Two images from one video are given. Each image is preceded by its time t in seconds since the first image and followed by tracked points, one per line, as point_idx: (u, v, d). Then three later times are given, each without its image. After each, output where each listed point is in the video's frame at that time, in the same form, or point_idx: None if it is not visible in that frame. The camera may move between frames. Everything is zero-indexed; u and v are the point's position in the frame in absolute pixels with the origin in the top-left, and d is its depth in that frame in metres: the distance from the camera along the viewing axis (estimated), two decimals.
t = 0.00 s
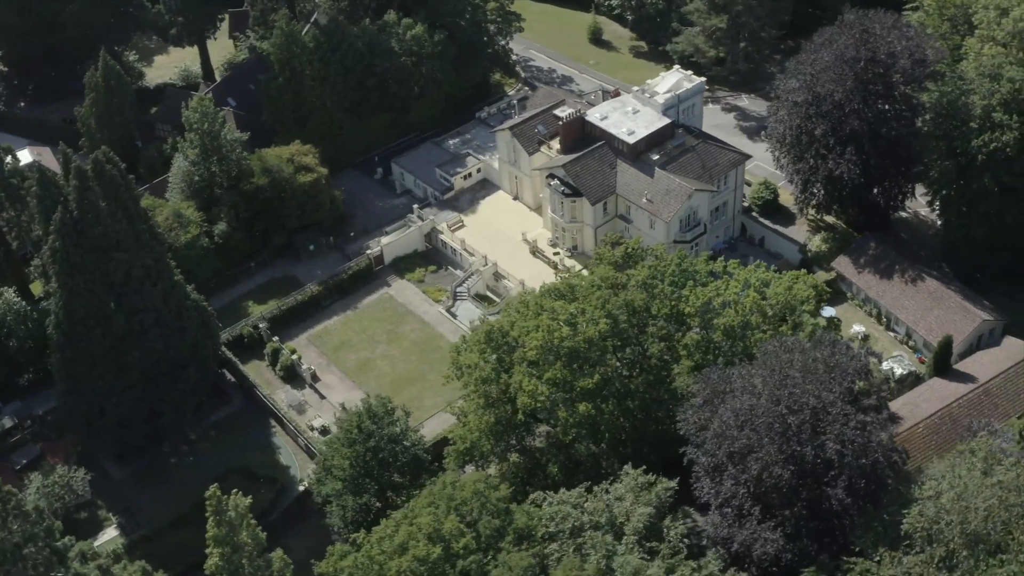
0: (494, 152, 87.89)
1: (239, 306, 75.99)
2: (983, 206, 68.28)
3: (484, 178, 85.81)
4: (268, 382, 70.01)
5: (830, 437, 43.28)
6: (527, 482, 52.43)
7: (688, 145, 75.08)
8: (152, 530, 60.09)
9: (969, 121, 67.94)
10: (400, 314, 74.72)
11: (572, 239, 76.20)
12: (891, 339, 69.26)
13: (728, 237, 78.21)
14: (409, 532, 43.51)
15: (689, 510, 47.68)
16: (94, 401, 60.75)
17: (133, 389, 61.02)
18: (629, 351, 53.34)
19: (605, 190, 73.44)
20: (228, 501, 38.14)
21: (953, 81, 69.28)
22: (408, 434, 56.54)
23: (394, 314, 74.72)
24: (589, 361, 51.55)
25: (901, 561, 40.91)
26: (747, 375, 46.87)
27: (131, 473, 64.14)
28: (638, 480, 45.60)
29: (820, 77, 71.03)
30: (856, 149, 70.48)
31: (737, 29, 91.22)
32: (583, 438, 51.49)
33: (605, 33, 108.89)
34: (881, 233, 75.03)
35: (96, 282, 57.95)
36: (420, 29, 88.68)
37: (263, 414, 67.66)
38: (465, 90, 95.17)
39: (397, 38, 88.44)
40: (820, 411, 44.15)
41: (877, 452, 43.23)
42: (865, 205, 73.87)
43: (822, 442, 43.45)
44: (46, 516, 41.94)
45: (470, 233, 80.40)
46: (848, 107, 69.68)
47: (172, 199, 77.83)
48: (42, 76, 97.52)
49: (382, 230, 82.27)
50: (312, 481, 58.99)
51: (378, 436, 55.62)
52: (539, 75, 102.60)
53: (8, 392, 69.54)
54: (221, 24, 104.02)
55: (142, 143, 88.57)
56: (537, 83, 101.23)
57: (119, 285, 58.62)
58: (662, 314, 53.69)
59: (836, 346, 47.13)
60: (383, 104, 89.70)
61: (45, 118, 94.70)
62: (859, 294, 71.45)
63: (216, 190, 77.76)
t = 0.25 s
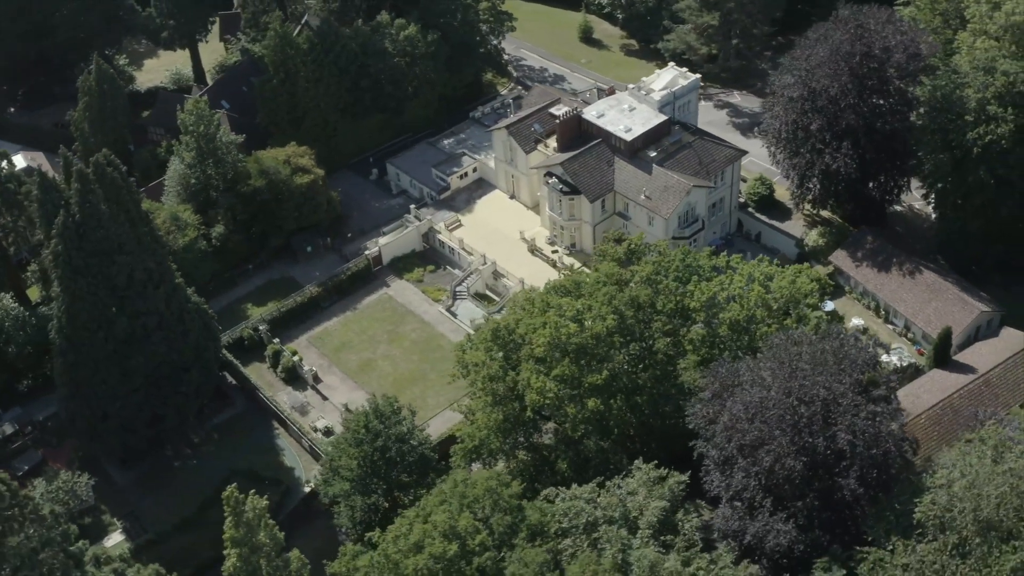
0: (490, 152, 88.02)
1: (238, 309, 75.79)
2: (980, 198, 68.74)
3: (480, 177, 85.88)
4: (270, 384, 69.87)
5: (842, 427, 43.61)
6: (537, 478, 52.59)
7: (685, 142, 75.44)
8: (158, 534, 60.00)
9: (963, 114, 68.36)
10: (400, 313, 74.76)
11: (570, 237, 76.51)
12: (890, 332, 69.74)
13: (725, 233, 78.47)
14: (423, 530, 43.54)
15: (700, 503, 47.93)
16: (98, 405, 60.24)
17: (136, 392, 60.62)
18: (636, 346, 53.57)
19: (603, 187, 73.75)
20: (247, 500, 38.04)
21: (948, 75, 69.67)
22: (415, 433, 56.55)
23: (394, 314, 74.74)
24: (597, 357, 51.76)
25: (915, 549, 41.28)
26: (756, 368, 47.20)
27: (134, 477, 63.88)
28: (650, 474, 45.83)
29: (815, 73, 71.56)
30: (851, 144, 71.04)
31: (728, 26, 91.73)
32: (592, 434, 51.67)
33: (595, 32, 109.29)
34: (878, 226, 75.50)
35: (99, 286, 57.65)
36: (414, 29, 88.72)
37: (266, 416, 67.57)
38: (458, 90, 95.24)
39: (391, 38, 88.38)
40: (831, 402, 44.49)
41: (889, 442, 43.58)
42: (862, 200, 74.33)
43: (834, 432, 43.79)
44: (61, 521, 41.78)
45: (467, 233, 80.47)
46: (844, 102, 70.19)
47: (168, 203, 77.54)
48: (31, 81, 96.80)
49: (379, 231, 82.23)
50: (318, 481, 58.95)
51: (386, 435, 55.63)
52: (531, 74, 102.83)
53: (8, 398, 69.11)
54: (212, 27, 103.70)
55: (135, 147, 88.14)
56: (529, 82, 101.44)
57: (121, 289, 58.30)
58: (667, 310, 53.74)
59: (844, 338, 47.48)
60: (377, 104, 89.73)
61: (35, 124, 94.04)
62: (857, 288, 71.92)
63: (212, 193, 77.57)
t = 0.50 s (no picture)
0: (486, 151, 88.21)
1: (239, 311, 75.70)
2: (977, 190, 69.14)
3: (478, 176, 86.00)
4: (273, 386, 69.79)
5: (855, 418, 44.02)
6: (547, 474, 52.85)
7: (683, 139, 75.82)
8: (167, 537, 59.93)
9: (959, 109, 68.61)
10: (401, 314, 74.92)
11: (569, 235, 77.10)
12: (890, 325, 70.32)
13: (722, 228, 78.70)
14: (440, 527, 43.59)
15: (713, 495, 48.23)
16: (103, 409, 60.14)
17: (142, 397, 60.46)
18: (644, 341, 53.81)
19: (602, 184, 73.84)
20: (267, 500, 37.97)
21: (943, 69, 69.77)
22: (423, 431, 56.62)
23: (396, 315, 74.92)
24: (607, 352, 51.98)
25: (928, 537, 41.89)
26: (767, 361, 47.51)
27: (140, 481, 63.69)
28: (664, 468, 46.08)
29: (812, 68, 71.80)
30: (849, 138, 71.58)
31: (722, 22, 92.25)
32: (603, 429, 51.92)
33: (587, 31, 109.67)
34: (874, 220, 76.04)
35: (104, 289, 57.27)
36: (408, 29, 88.75)
37: (271, 418, 67.54)
38: (452, 90, 95.33)
39: (386, 39, 88.46)
40: (844, 393, 44.85)
41: (901, 432, 43.98)
42: (857, 193, 75.17)
43: (846, 423, 44.17)
44: (79, 525, 41.54)
45: (466, 232, 80.63)
46: (841, 97, 70.55)
47: (166, 206, 77.35)
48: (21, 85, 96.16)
49: (377, 231, 82.27)
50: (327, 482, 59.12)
51: (395, 434, 55.69)
52: (524, 73, 103.10)
53: (9, 404, 68.63)
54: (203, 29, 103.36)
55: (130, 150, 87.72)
56: (523, 81, 101.70)
57: (126, 292, 57.89)
58: (673, 305, 53.90)
59: (853, 330, 47.86)
60: (373, 105, 89.76)
61: (27, 128, 93.43)
62: (856, 281, 72.45)
63: (208, 195, 77.16)
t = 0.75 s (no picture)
0: (484, 150, 88.40)
1: (240, 313, 75.52)
2: (975, 182, 69.55)
3: (476, 176, 86.13)
4: (277, 387, 69.66)
5: (867, 409, 44.42)
6: (558, 471, 53.03)
7: (682, 135, 76.15)
8: (175, 540, 59.75)
9: (956, 102, 69.06)
10: (403, 313, 74.99)
11: (570, 233, 77.42)
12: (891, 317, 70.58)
13: (721, 225, 79.05)
14: (459, 523, 43.60)
15: (725, 488, 48.47)
16: (109, 413, 59.95)
17: (148, 399, 60.06)
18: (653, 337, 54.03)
19: (603, 181, 74.24)
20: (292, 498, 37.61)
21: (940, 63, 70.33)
22: (432, 430, 56.66)
23: (397, 314, 74.98)
24: (617, 347, 52.23)
25: (943, 525, 42.17)
26: (778, 353, 47.87)
27: (146, 484, 63.39)
28: (678, 461, 46.32)
29: (810, 64, 72.23)
30: (846, 133, 71.96)
31: (715, 20, 92.76)
32: (613, 425, 52.11)
33: (579, 30, 110.04)
34: (872, 214, 76.55)
35: (110, 291, 56.86)
36: (404, 29, 88.77)
37: (275, 419, 67.38)
38: (448, 89, 95.38)
39: (382, 40, 88.53)
40: (856, 384, 45.25)
41: (913, 421, 44.41)
42: (856, 187, 75.50)
43: (858, 413, 44.56)
44: (97, 528, 41.40)
45: (466, 231, 80.75)
46: (839, 92, 70.97)
47: (165, 208, 77.13)
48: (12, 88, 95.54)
49: (377, 231, 82.27)
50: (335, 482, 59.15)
51: (405, 432, 55.72)
52: (518, 72, 103.34)
53: (12, 410, 68.20)
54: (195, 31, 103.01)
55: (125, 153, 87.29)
56: (517, 81, 101.92)
57: (132, 294, 57.51)
58: (680, 300, 53.96)
59: (862, 322, 48.30)
60: (370, 106, 89.76)
61: (20, 131, 92.84)
62: (856, 275, 72.79)
63: (207, 198, 76.90)
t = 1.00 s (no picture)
0: (481, 149, 88.62)
1: (242, 314, 75.34)
2: (973, 175, 69.98)
3: (474, 175, 86.35)
4: (281, 388, 69.54)
5: (879, 399, 44.76)
6: (569, 467, 53.16)
7: (681, 132, 76.50)
8: (184, 542, 59.58)
9: (954, 96, 69.37)
10: (405, 313, 75.05)
11: (570, 231, 77.68)
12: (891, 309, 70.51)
13: (721, 221, 79.34)
14: (477, 520, 43.57)
15: (737, 481, 48.69)
16: (115, 416, 59.12)
17: (154, 402, 59.53)
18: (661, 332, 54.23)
19: (603, 178, 74.62)
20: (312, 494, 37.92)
21: (937, 57, 70.65)
22: (442, 428, 56.67)
23: (400, 314, 75.03)
24: (626, 342, 52.41)
25: (957, 514, 42.42)
26: (788, 345, 48.14)
27: (152, 487, 63.09)
28: (691, 454, 46.52)
29: (808, 59, 72.45)
30: (845, 128, 72.42)
31: (710, 17, 93.21)
32: (624, 420, 52.27)
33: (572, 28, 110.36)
34: (870, 208, 77.02)
35: (116, 294, 56.53)
36: (400, 29, 88.79)
37: (280, 420, 67.20)
38: (443, 88, 95.40)
39: (379, 40, 88.59)
40: (867, 375, 45.59)
41: (924, 411, 44.78)
42: (854, 182, 76.06)
43: (871, 404, 44.90)
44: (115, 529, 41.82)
45: (466, 230, 80.87)
46: (837, 87, 71.28)
47: (163, 211, 76.82)
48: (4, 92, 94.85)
49: (376, 231, 82.29)
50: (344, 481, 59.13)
51: (414, 431, 55.71)
52: (512, 71, 103.53)
53: (14, 415, 67.71)
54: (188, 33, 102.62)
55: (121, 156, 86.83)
56: (511, 80, 102.11)
57: (138, 296, 57.18)
58: (687, 295, 54.11)
59: (871, 314, 48.67)
60: (366, 106, 89.76)
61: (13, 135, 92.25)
62: (856, 269, 72.99)
63: (206, 199, 76.65)
